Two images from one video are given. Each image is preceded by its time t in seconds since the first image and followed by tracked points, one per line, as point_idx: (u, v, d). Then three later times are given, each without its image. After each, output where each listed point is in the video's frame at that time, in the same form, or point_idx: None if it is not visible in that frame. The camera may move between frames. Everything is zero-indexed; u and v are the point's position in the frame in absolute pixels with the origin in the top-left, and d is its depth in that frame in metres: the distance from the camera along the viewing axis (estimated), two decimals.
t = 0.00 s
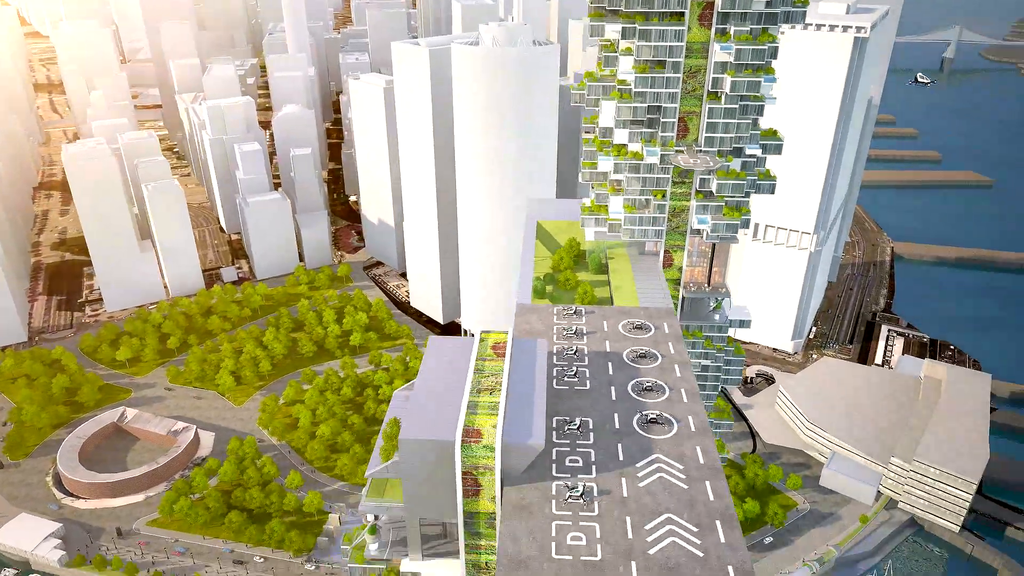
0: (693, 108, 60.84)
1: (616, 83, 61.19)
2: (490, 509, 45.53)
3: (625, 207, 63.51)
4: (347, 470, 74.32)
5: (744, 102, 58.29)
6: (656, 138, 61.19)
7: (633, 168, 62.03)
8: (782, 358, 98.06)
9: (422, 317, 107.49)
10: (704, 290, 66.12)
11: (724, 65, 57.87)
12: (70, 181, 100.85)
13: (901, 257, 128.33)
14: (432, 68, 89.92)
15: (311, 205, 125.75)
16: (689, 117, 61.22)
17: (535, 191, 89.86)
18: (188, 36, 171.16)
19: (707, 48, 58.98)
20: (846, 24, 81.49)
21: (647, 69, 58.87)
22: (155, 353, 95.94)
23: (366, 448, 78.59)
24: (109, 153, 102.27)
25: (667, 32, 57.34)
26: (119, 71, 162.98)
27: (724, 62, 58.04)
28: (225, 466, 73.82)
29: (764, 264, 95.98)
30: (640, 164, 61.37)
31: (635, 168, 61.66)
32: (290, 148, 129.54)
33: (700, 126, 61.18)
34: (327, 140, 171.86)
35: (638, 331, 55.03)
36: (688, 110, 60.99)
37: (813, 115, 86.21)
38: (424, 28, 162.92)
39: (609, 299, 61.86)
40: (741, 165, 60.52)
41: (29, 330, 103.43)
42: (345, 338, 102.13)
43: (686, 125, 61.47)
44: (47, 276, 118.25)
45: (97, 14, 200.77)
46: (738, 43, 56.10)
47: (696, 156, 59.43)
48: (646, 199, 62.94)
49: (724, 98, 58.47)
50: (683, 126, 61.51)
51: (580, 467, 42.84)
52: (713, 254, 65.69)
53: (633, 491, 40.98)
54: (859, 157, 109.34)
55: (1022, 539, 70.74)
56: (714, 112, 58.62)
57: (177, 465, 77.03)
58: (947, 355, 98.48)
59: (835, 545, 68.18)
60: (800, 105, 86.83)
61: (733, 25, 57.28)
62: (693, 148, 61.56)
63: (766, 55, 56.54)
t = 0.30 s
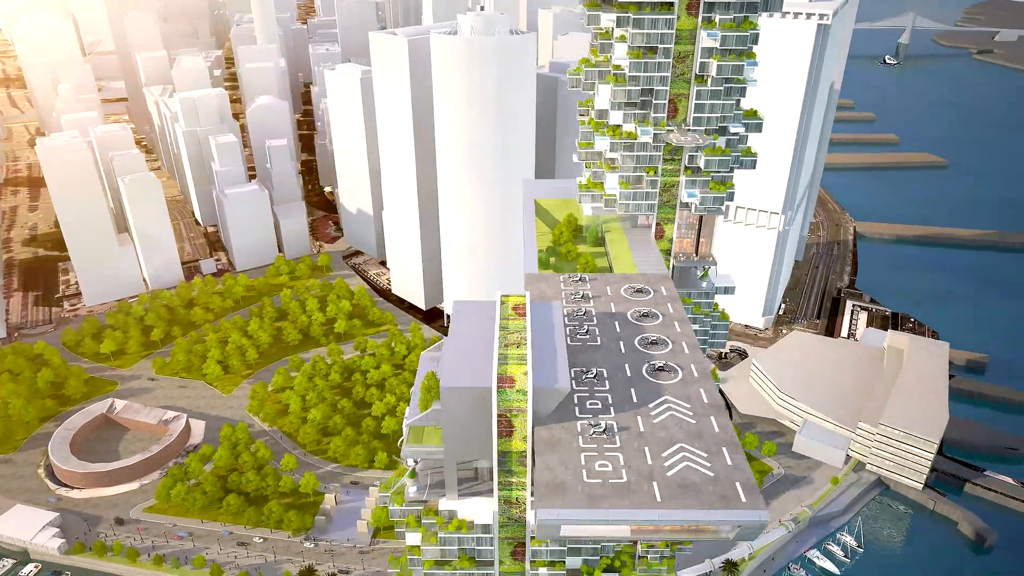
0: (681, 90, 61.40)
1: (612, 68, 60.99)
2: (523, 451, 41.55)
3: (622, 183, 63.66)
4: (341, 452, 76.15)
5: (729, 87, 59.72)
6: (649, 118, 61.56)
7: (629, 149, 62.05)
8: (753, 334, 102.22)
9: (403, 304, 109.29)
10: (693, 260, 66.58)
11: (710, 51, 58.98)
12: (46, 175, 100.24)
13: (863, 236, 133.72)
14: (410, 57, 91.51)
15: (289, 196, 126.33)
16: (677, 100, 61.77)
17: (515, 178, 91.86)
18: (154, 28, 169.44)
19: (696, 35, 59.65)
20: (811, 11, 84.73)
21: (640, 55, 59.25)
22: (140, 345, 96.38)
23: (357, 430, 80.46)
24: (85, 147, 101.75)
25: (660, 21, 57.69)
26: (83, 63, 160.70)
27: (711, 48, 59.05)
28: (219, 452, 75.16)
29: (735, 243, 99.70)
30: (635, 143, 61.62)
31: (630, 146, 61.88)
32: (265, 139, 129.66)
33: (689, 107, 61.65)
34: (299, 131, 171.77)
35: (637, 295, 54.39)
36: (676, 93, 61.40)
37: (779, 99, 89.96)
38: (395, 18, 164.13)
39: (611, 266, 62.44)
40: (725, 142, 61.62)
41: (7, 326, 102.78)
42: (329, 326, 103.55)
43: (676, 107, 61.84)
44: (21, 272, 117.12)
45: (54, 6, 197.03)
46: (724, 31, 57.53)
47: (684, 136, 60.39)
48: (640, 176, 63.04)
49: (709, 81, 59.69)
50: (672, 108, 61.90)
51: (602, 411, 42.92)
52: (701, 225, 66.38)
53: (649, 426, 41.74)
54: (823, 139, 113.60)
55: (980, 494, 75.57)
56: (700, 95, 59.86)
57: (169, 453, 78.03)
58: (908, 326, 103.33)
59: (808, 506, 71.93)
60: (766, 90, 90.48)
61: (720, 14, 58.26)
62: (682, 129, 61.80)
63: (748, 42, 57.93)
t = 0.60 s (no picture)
0: (668, 75, 58.64)
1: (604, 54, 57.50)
2: (546, 403, 40.96)
3: (613, 162, 59.11)
4: (333, 434, 78.01)
5: (714, 71, 57.73)
6: (640, 101, 57.83)
7: (626, 130, 57.85)
8: (725, 310, 106.20)
9: (384, 290, 110.88)
10: (679, 233, 63.39)
11: (695, 37, 56.80)
12: (19, 170, 99.32)
13: (825, 215, 138.86)
14: (387, 46, 92.78)
15: (264, 185, 126.41)
16: (664, 84, 58.96)
17: (494, 165, 93.83)
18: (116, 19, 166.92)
19: (681, 23, 57.04)
20: None
21: (631, 42, 56.21)
22: (122, 338, 96.55)
23: (347, 413, 82.39)
24: (57, 140, 100.91)
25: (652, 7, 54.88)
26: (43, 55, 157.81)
27: (696, 35, 56.65)
28: (212, 438, 76.33)
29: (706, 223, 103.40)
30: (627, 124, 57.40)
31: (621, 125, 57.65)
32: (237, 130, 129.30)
33: (676, 91, 59.10)
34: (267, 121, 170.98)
35: (636, 264, 51.82)
36: (664, 78, 58.63)
37: (746, 83, 93.54)
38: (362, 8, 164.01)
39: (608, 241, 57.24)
40: (710, 122, 59.45)
41: None
42: (312, 313, 104.72)
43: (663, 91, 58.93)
44: None
45: None
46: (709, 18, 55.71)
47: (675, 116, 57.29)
48: (632, 155, 58.58)
49: (694, 66, 57.60)
50: (660, 92, 58.84)
51: (617, 364, 42.32)
52: (686, 200, 63.67)
53: (658, 374, 41.44)
54: (786, 121, 117.81)
55: (941, 452, 80.44)
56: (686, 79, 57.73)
57: (160, 442, 78.88)
58: (870, 299, 108.28)
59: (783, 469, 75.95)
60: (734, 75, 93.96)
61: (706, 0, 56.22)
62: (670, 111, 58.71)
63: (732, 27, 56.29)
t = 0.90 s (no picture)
0: (654, 59, 54.52)
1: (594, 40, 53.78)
2: (563, 361, 39.98)
3: (606, 145, 55.18)
4: (323, 417, 79.74)
5: (698, 56, 53.93)
6: (630, 85, 53.91)
7: (614, 112, 54.22)
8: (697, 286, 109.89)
9: (364, 277, 111.94)
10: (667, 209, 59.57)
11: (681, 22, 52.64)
12: None
13: (788, 193, 143.55)
14: (362, 32, 93.57)
15: (237, 175, 126.03)
16: (650, 68, 54.80)
17: (471, 149, 95.68)
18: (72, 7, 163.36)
19: (667, 10, 52.91)
20: None
21: (621, 29, 52.42)
22: (102, 330, 96.39)
23: (336, 396, 84.03)
24: (26, 133, 99.72)
25: None
26: None
27: (681, 22, 52.56)
28: (203, 425, 77.29)
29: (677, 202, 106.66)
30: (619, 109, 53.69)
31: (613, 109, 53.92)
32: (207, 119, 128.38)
33: (663, 75, 55.06)
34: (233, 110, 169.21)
35: (630, 238, 49.07)
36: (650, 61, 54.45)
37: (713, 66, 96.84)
38: None
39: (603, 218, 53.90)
40: (693, 104, 55.97)
41: None
42: (293, 301, 105.50)
43: (650, 75, 54.84)
44: None
45: None
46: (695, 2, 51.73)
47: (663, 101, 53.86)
48: (622, 136, 54.75)
49: (680, 52, 53.63)
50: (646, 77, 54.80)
51: (626, 324, 41.55)
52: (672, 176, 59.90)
53: (663, 332, 40.90)
54: (750, 103, 121.52)
55: (903, 413, 85.26)
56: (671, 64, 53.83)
57: (151, 431, 79.50)
58: (833, 272, 112.87)
59: (757, 434, 79.91)
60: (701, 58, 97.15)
61: None
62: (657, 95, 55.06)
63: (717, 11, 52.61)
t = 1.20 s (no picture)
0: (640, 44, 50.90)
1: (583, 27, 50.21)
2: (574, 327, 40.28)
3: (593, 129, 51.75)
4: (312, 401, 80.88)
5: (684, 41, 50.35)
6: (617, 70, 50.63)
7: (602, 98, 51.00)
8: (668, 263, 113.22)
9: (341, 264, 112.81)
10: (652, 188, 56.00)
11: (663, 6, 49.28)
12: None
13: (751, 172, 147.94)
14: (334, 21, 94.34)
15: (208, 165, 125.30)
16: (636, 54, 51.12)
17: (446, 135, 97.51)
18: None
19: None
20: None
21: (609, 16, 49.03)
22: (81, 325, 95.99)
23: (323, 381, 85.28)
24: None
25: None
26: None
27: (664, 9, 49.35)
28: (193, 413, 78.00)
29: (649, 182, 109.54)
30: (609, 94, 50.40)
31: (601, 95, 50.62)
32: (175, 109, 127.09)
33: (649, 60, 51.34)
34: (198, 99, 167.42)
35: (624, 212, 48.03)
36: (635, 47, 50.85)
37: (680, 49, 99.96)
38: None
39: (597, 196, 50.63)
40: (677, 87, 52.29)
41: None
42: (272, 289, 105.93)
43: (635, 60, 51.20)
44: None
45: None
46: None
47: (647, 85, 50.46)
48: (610, 120, 51.51)
49: (664, 38, 50.15)
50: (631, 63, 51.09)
51: (629, 291, 41.34)
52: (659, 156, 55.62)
53: (663, 295, 40.82)
54: (714, 84, 124.82)
55: (866, 377, 90.02)
56: (654, 49, 50.46)
57: (139, 422, 80.02)
58: (797, 246, 117.12)
59: (731, 401, 83.83)
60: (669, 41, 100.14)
61: None
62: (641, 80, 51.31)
63: None
